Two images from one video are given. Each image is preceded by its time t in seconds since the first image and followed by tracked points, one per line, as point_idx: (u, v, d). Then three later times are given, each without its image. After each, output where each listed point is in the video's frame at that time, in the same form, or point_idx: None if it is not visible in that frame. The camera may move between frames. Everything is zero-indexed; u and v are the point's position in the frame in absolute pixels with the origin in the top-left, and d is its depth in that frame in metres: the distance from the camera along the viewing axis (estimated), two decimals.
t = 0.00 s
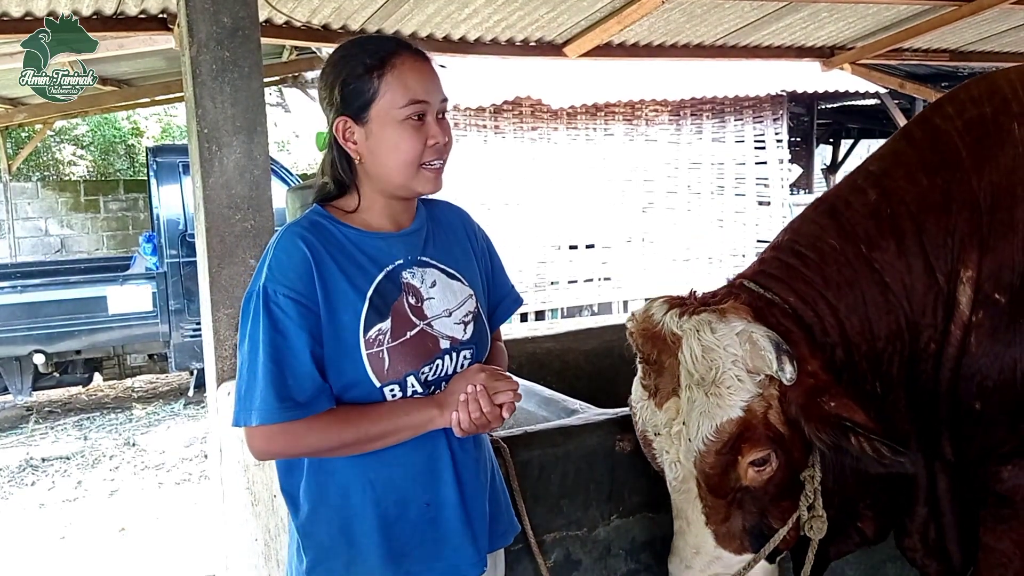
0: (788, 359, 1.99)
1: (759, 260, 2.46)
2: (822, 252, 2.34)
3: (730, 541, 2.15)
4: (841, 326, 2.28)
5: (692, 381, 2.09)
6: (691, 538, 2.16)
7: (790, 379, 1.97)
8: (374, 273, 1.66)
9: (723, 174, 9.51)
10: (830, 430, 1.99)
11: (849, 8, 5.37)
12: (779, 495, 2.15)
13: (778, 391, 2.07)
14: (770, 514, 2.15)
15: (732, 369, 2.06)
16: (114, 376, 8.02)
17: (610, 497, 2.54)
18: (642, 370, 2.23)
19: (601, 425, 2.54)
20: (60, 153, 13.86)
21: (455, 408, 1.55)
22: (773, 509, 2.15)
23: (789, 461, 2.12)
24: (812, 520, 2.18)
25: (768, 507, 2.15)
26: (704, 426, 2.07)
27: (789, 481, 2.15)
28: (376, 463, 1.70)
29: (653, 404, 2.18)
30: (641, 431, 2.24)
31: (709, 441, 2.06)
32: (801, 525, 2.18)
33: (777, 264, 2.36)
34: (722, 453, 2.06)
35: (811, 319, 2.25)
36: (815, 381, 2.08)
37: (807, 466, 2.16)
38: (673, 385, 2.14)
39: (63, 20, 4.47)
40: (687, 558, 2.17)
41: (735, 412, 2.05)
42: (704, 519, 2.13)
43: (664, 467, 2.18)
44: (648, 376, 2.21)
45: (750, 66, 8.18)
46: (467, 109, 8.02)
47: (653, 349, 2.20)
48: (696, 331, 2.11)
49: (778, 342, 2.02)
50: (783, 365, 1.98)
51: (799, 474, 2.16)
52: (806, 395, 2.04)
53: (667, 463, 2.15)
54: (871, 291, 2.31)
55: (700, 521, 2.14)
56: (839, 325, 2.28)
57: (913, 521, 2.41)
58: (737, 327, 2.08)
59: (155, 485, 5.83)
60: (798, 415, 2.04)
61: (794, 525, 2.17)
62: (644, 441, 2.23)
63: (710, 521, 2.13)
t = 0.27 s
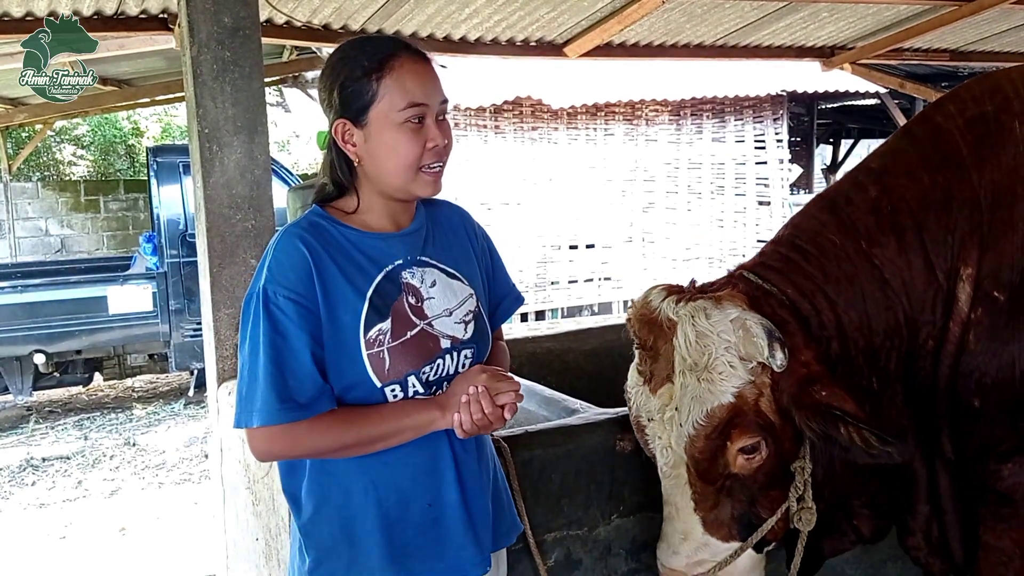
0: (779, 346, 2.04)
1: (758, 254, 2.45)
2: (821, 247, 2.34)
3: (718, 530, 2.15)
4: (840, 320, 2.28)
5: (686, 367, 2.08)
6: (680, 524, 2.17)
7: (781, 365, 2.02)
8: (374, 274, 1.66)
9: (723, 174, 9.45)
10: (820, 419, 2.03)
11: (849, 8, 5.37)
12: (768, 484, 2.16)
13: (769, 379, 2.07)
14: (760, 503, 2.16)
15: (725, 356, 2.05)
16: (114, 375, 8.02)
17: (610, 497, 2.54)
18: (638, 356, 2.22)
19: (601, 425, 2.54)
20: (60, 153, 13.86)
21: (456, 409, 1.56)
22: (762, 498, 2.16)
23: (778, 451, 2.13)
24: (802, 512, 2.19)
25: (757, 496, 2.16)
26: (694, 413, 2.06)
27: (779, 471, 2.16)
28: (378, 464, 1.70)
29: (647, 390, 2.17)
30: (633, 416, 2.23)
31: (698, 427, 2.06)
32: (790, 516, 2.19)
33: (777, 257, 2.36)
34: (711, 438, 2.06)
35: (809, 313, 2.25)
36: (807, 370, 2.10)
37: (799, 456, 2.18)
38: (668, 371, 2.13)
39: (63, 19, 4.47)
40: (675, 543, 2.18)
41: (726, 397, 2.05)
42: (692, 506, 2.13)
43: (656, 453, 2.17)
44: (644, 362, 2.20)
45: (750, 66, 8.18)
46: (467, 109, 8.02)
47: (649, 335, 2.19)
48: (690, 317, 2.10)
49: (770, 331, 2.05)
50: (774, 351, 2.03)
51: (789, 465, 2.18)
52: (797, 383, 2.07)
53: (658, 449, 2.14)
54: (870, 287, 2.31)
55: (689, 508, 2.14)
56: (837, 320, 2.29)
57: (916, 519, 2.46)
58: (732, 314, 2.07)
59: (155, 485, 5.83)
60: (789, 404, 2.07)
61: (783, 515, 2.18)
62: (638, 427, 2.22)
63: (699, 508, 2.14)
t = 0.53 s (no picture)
0: (760, 317, 2.07)
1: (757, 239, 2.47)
2: (819, 232, 2.36)
3: (699, 503, 2.15)
4: (833, 305, 2.30)
5: (671, 337, 2.07)
6: (661, 494, 2.16)
7: (760, 336, 2.06)
8: (374, 274, 1.67)
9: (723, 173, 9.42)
10: (801, 390, 2.05)
11: (849, 8, 5.37)
12: (749, 458, 2.15)
13: (752, 352, 2.08)
14: (741, 479, 2.16)
15: (709, 327, 2.06)
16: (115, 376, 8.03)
17: (610, 497, 2.54)
18: (630, 329, 2.22)
19: (601, 425, 2.55)
20: (60, 153, 13.86)
21: (456, 408, 1.56)
22: (744, 474, 2.16)
23: (762, 426, 2.14)
24: (783, 491, 2.17)
25: (739, 471, 2.15)
26: (676, 382, 2.05)
27: (762, 446, 2.16)
28: (377, 462, 1.70)
29: (636, 361, 2.16)
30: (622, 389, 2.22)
31: (680, 395, 2.05)
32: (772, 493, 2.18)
33: (776, 241, 2.38)
34: (691, 408, 2.05)
35: (801, 294, 2.27)
36: (791, 344, 2.13)
37: (781, 434, 2.18)
38: (655, 343, 2.12)
39: (64, 20, 4.48)
40: (656, 516, 2.18)
41: (708, 367, 2.04)
42: (673, 477, 2.13)
43: (641, 425, 2.16)
44: (635, 334, 2.20)
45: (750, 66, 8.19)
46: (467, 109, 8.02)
47: (639, 307, 2.19)
48: (678, 289, 2.10)
49: (754, 304, 2.08)
50: (754, 321, 2.06)
51: (771, 442, 2.18)
52: (780, 356, 2.11)
53: (643, 420, 2.12)
54: (867, 275, 2.32)
55: (670, 479, 2.13)
56: (831, 304, 2.31)
57: (909, 512, 2.45)
58: (718, 287, 2.09)
59: (156, 485, 5.83)
60: (772, 377, 2.10)
61: (765, 493, 2.19)
62: (626, 398, 2.21)
63: (680, 478, 2.13)
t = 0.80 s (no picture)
0: (741, 296, 2.05)
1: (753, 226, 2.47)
2: (815, 219, 2.36)
3: (675, 478, 2.16)
4: (826, 294, 2.28)
5: (655, 313, 2.07)
6: (639, 465, 2.19)
7: (739, 313, 2.03)
8: (372, 273, 1.67)
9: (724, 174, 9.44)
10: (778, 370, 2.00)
11: (848, 8, 5.38)
12: (727, 436, 2.15)
13: (733, 332, 2.07)
14: (718, 457, 2.16)
15: (692, 305, 2.05)
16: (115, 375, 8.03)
17: (610, 496, 2.55)
18: (622, 304, 2.22)
19: (601, 425, 2.55)
20: (60, 153, 13.85)
21: (453, 406, 1.57)
22: (721, 452, 2.16)
23: (739, 406, 2.12)
24: (759, 473, 2.18)
25: (715, 449, 2.16)
26: (657, 355, 2.06)
27: (739, 426, 2.15)
28: (375, 461, 1.71)
29: (625, 335, 2.17)
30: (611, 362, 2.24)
31: (659, 369, 2.06)
32: (748, 475, 2.19)
33: (772, 226, 2.37)
34: (669, 380, 2.06)
35: (790, 277, 2.24)
36: (771, 325, 2.10)
37: (759, 417, 2.16)
38: (643, 319, 2.12)
39: (63, 20, 4.48)
40: (633, 486, 2.22)
41: (689, 344, 2.05)
42: (650, 449, 2.15)
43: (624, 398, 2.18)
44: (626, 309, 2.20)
45: (749, 65, 8.19)
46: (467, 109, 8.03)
47: (630, 281, 2.18)
48: (666, 265, 2.09)
49: (737, 283, 2.05)
50: (734, 300, 2.04)
51: (748, 423, 2.16)
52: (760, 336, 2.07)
53: (626, 392, 2.14)
54: (862, 267, 2.32)
55: (647, 452, 2.15)
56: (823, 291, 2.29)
57: (899, 506, 2.46)
58: (704, 266, 2.07)
59: (156, 485, 5.84)
60: (750, 359, 2.07)
61: (740, 473, 2.19)
62: (614, 371, 2.22)
63: (657, 450, 2.14)
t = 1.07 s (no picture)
0: (731, 293, 2.07)
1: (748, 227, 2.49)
2: (807, 219, 2.38)
3: (668, 476, 2.16)
4: (817, 292, 2.31)
5: (650, 310, 2.09)
6: (631, 464, 2.18)
7: (729, 311, 2.06)
8: (370, 273, 1.67)
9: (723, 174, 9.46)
10: (771, 367, 2.02)
11: (848, 8, 5.38)
12: (720, 434, 2.15)
13: (725, 329, 2.09)
14: (711, 456, 2.17)
15: (686, 302, 2.07)
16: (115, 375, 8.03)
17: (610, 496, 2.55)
18: (617, 302, 2.22)
19: (601, 424, 2.55)
20: (60, 153, 13.85)
21: (451, 404, 1.57)
22: (713, 450, 2.16)
23: (731, 404, 2.14)
24: (751, 471, 2.19)
25: (708, 447, 2.16)
26: (650, 351, 2.07)
27: (731, 424, 2.16)
28: (374, 460, 1.71)
29: (619, 333, 2.17)
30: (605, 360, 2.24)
31: (652, 366, 2.07)
32: (741, 473, 2.20)
33: (766, 227, 2.38)
34: (662, 377, 2.07)
35: (782, 277, 2.28)
36: (763, 322, 2.11)
37: (751, 415, 2.18)
38: (637, 317, 2.13)
39: (63, 20, 4.48)
40: (626, 483, 2.22)
41: (682, 340, 2.06)
42: (644, 447, 2.14)
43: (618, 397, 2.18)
44: (621, 308, 2.21)
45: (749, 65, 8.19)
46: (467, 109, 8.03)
47: (625, 280, 2.19)
48: (660, 263, 2.11)
49: (728, 279, 2.07)
50: (724, 297, 2.06)
51: (741, 422, 2.17)
52: (753, 333, 2.09)
53: (620, 390, 2.14)
54: (855, 265, 2.33)
55: (640, 449, 2.15)
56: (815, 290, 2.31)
57: (896, 504, 2.46)
58: (696, 263, 2.09)
59: (156, 484, 5.84)
60: (741, 355, 2.09)
61: (732, 470, 2.19)
62: (608, 369, 2.23)
63: (650, 448, 2.14)
